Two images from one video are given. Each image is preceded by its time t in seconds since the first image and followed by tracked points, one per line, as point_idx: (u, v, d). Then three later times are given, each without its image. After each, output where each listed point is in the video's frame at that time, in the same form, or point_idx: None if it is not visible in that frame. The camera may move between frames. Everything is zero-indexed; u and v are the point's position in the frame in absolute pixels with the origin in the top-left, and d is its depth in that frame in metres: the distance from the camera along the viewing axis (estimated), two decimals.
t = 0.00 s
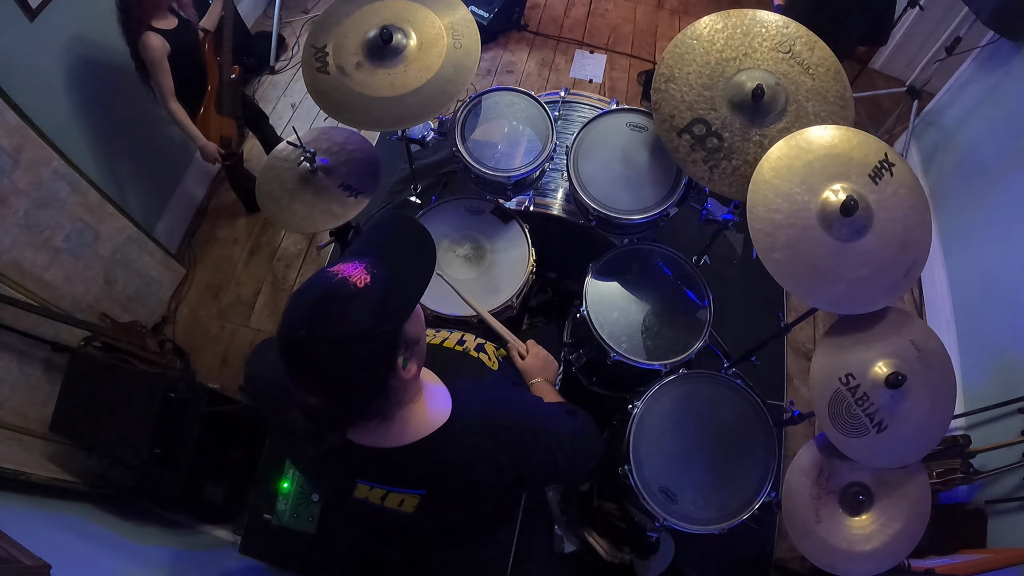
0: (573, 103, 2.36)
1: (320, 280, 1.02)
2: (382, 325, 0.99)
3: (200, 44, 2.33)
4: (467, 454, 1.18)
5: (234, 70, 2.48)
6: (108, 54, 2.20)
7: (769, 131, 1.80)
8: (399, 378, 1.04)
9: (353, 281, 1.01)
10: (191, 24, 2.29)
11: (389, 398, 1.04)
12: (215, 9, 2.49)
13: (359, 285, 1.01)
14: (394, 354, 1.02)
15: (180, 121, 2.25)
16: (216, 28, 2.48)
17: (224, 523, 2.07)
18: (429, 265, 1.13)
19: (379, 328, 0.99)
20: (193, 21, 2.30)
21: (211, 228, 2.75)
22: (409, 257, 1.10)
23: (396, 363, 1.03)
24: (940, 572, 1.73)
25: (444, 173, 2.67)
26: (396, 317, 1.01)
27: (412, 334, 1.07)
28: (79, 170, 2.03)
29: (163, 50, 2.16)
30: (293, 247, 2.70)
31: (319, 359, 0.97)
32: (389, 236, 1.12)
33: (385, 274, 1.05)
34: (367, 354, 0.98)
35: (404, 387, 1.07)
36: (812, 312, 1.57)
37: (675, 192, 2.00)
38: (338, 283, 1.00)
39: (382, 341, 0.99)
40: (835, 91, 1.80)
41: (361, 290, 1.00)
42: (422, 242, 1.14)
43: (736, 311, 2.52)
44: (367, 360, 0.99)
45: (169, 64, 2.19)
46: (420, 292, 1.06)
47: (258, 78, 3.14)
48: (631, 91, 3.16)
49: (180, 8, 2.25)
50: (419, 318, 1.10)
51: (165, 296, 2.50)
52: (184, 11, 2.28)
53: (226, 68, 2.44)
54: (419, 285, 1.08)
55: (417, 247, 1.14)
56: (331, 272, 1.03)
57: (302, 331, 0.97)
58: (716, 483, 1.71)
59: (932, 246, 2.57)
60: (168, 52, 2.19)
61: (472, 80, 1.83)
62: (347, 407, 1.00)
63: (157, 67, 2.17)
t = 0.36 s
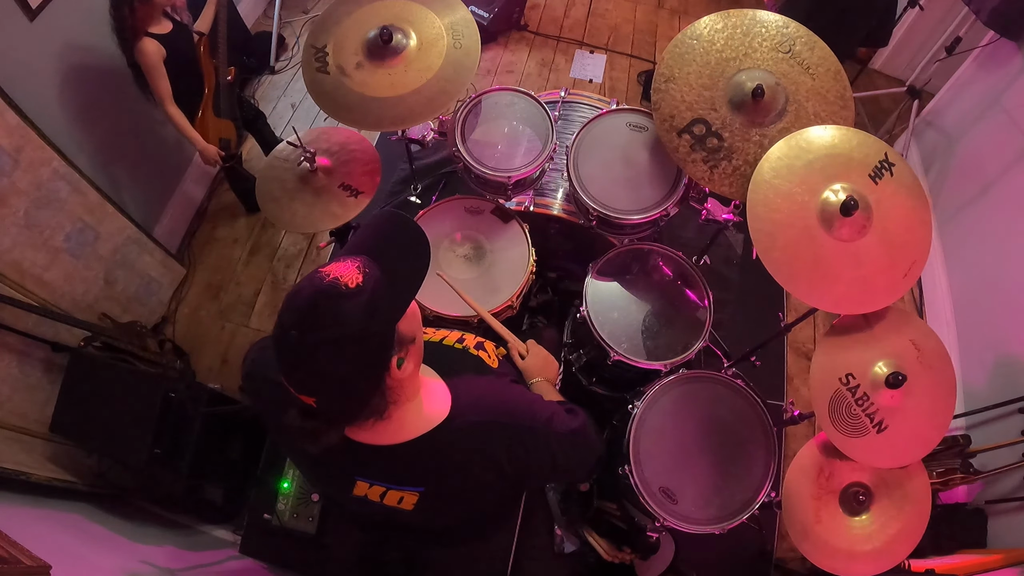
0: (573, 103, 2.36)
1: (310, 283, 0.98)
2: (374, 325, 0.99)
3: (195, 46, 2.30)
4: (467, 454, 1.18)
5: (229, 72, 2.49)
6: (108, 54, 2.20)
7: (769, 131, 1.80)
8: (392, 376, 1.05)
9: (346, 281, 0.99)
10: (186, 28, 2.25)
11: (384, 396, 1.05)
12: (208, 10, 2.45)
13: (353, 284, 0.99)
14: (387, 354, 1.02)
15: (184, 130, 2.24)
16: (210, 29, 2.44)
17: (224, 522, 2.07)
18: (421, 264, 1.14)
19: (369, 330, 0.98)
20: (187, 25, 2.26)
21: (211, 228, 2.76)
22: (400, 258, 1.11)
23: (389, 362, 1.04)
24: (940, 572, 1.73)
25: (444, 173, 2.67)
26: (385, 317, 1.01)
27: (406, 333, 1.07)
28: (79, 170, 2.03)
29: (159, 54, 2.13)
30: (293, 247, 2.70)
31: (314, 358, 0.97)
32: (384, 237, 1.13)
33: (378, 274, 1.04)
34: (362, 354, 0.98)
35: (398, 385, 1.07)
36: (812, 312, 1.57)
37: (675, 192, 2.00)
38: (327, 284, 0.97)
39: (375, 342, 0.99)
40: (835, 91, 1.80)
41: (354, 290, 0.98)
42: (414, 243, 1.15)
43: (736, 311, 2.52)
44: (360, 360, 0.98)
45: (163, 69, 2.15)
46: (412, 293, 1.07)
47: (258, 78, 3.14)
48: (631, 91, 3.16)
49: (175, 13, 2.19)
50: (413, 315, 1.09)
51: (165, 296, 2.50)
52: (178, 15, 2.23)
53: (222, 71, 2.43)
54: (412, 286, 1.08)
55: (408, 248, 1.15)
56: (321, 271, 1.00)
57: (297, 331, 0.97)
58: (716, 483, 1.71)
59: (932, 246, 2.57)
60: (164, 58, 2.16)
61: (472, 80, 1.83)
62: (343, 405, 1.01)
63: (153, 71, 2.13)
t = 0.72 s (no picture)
0: (573, 103, 2.36)
1: (312, 282, 0.99)
2: (375, 326, 0.99)
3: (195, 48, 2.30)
4: (467, 455, 1.18)
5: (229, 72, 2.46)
6: (108, 54, 2.20)
7: (769, 131, 1.80)
8: (393, 378, 1.05)
9: (347, 281, 0.99)
10: (185, 29, 2.24)
11: (384, 397, 1.05)
12: (208, 10, 2.44)
13: (353, 285, 0.99)
14: (388, 355, 1.02)
15: (184, 130, 2.25)
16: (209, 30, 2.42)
17: (224, 522, 2.07)
18: (420, 264, 1.14)
19: (369, 330, 0.98)
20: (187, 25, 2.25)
21: (211, 228, 2.76)
22: (401, 258, 1.11)
23: (389, 363, 1.04)
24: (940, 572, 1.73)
25: (444, 173, 2.67)
26: (385, 318, 1.01)
27: (407, 334, 1.07)
28: (79, 170, 2.03)
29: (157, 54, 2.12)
30: (293, 247, 2.70)
31: (313, 358, 0.97)
32: (385, 238, 1.12)
33: (380, 274, 1.04)
34: (362, 355, 0.98)
35: (398, 388, 1.07)
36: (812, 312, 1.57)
37: (675, 192, 2.00)
38: (331, 283, 0.99)
39: (374, 343, 0.99)
40: (835, 91, 1.80)
41: (355, 290, 0.99)
42: (414, 244, 1.15)
43: (736, 311, 2.52)
44: (359, 360, 0.98)
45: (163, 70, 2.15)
46: (412, 294, 1.07)
47: (258, 78, 3.14)
48: (631, 91, 3.16)
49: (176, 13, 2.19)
50: (415, 316, 1.10)
51: (165, 296, 2.50)
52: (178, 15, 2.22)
53: (222, 71, 2.41)
54: (411, 288, 1.08)
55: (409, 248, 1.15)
56: (325, 272, 1.01)
57: (296, 331, 0.97)
58: (716, 483, 1.71)
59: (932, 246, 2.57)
60: (163, 58, 2.15)
61: (472, 80, 1.83)
62: (343, 406, 1.01)
63: (152, 74, 2.13)
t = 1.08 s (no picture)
0: (573, 103, 2.36)
1: (313, 284, 0.99)
2: (375, 327, 0.99)
3: (195, 49, 2.29)
4: (467, 455, 1.18)
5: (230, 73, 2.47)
6: (108, 54, 2.20)
7: (769, 131, 1.80)
8: (392, 380, 1.05)
9: (347, 284, 1.00)
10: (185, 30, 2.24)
11: (384, 397, 1.05)
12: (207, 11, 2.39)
13: (353, 288, 1.00)
14: (388, 356, 1.02)
15: (188, 132, 2.24)
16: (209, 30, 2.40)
17: (224, 522, 2.08)
18: (421, 265, 1.14)
19: (370, 331, 0.98)
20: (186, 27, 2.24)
21: (211, 228, 2.76)
22: (402, 260, 1.11)
23: (389, 365, 1.04)
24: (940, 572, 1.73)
25: (444, 173, 2.67)
26: (386, 320, 1.01)
27: (407, 336, 1.07)
28: (79, 170, 2.03)
29: (159, 57, 2.13)
30: (293, 247, 2.70)
31: (313, 358, 0.97)
32: (385, 239, 1.12)
33: (381, 277, 1.04)
34: (361, 355, 0.98)
35: (398, 390, 1.07)
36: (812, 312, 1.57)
37: (674, 192, 2.00)
38: (331, 286, 0.99)
39: (374, 344, 0.99)
40: (835, 91, 1.80)
41: (355, 292, 0.99)
42: (416, 245, 1.15)
43: (736, 311, 2.52)
44: (359, 361, 0.98)
45: (164, 72, 2.15)
46: (412, 296, 1.07)
47: (258, 78, 3.14)
48: (631, 91, 3.15)
49: (173, 14, 2.18)
50: (416, 318, 1.10)
51: (165, 296, 2.50)
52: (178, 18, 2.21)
53: (224, 72, 2.42)
54: (410, 290, 1.08)
55: (409, 248, 1.15)
56: (325, 273, 1.01)
57: (296, 331, 0.97)
58: (716, 483, 1.71)
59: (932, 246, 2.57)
60: (164, 60, 2.15)
61: (471, 80, 1.83)
62: (342, 406, 1.01)
63: (153, 77, 2.13)
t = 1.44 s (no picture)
0: (573, 103, 2.36)
1: (318, 283, 1.00)
2: (376, 326, 0.99)
3: (196, 49, 2.29)
4: (467, 455, 1.18)
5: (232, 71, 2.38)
6: (108, 54, 2.20)
7: (769, 131, 1.80)
8: (393, 380, 1.05)
9: (353, 283, 1.00)
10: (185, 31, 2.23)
11: (384, 398, 1.06)
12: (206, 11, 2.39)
13: (359, 287, 1.00)
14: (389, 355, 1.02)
15: (192, 132, 2.26)
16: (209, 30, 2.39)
17: (224, 522, 2.08)
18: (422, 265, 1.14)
19: (374, 330, 0.98)
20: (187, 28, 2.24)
21: (211, 228, 2.76)
22: (406, 259, 1.11)
23: (390, 365, 1.03)
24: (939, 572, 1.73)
25: (444, 173, 2.67)
26: (388, 319, 1.01)
27: (409, 337, 1.07)
28: (79, 170, 2.03)
29: (161, 59, 2.13)
30: (293, 247, 2.70)
31: (314, 358, 0.97)
32: (387, 239, 1.12)
33: (386, 277, 1.04)
34: (361, 355, 0.98)
35: (399, 390, 1.07)
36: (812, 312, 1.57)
37: (674, 192, 2.00)
38: (337, 284, 0.99)
39: (375, 344, 0.99)
40: (835, 91, 1.80)
41: (360, 292, 0.99)
42: (419, 246, 1.14)
43: (736, 311, 2.52)
44: (360, 360, 0.98)
45: (167, 74, 2.16)
46: (415, 295, 1.07)
47: (258, 78, 3.14)
48: (631, 91, 3.15)
49: (174, 15, 2.17)
50: (418, 319, 1.10)
51: (165, 296, 2.50)
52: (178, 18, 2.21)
53: (225, 71, 2.36)
54: (412, 290, 1.07)
55: (410, 247, 1.14)
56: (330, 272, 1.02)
57: (296, 331, 0.97)
58: (716, 483, 1.71)
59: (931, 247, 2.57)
60: (166, 61, 2.15)
61: (471, 80, 1.83)
62: (343, 406, 1.01)
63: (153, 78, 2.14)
